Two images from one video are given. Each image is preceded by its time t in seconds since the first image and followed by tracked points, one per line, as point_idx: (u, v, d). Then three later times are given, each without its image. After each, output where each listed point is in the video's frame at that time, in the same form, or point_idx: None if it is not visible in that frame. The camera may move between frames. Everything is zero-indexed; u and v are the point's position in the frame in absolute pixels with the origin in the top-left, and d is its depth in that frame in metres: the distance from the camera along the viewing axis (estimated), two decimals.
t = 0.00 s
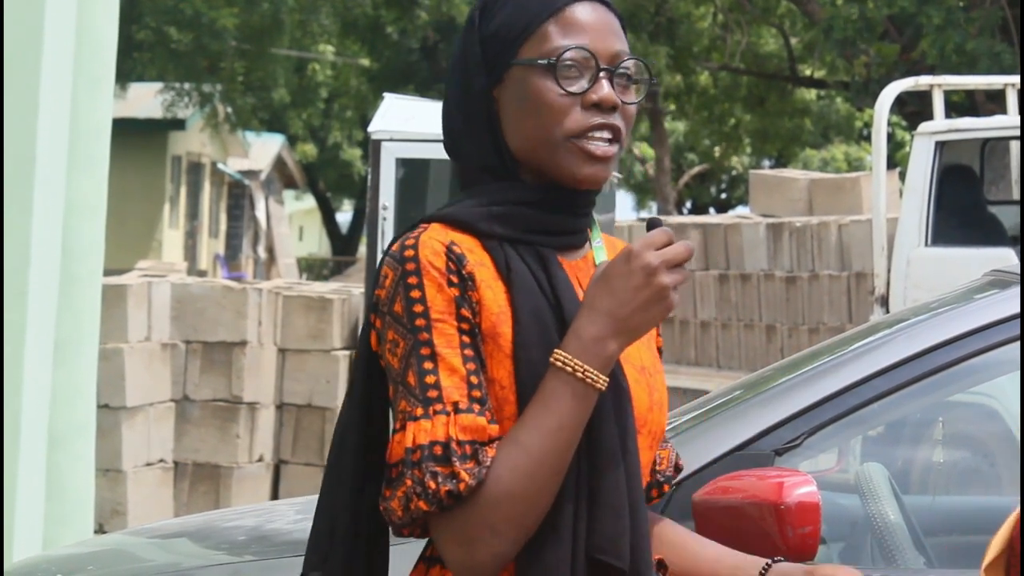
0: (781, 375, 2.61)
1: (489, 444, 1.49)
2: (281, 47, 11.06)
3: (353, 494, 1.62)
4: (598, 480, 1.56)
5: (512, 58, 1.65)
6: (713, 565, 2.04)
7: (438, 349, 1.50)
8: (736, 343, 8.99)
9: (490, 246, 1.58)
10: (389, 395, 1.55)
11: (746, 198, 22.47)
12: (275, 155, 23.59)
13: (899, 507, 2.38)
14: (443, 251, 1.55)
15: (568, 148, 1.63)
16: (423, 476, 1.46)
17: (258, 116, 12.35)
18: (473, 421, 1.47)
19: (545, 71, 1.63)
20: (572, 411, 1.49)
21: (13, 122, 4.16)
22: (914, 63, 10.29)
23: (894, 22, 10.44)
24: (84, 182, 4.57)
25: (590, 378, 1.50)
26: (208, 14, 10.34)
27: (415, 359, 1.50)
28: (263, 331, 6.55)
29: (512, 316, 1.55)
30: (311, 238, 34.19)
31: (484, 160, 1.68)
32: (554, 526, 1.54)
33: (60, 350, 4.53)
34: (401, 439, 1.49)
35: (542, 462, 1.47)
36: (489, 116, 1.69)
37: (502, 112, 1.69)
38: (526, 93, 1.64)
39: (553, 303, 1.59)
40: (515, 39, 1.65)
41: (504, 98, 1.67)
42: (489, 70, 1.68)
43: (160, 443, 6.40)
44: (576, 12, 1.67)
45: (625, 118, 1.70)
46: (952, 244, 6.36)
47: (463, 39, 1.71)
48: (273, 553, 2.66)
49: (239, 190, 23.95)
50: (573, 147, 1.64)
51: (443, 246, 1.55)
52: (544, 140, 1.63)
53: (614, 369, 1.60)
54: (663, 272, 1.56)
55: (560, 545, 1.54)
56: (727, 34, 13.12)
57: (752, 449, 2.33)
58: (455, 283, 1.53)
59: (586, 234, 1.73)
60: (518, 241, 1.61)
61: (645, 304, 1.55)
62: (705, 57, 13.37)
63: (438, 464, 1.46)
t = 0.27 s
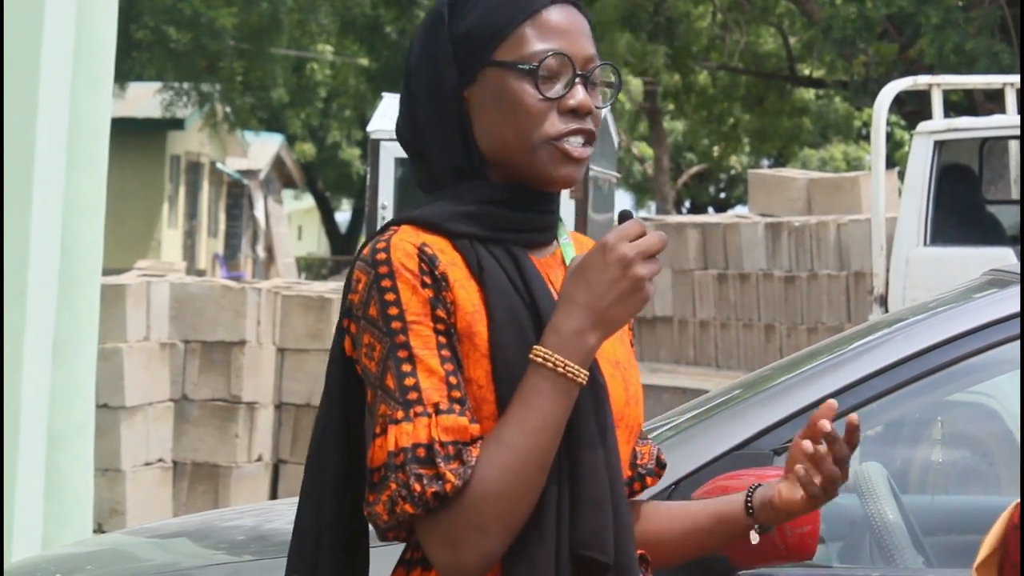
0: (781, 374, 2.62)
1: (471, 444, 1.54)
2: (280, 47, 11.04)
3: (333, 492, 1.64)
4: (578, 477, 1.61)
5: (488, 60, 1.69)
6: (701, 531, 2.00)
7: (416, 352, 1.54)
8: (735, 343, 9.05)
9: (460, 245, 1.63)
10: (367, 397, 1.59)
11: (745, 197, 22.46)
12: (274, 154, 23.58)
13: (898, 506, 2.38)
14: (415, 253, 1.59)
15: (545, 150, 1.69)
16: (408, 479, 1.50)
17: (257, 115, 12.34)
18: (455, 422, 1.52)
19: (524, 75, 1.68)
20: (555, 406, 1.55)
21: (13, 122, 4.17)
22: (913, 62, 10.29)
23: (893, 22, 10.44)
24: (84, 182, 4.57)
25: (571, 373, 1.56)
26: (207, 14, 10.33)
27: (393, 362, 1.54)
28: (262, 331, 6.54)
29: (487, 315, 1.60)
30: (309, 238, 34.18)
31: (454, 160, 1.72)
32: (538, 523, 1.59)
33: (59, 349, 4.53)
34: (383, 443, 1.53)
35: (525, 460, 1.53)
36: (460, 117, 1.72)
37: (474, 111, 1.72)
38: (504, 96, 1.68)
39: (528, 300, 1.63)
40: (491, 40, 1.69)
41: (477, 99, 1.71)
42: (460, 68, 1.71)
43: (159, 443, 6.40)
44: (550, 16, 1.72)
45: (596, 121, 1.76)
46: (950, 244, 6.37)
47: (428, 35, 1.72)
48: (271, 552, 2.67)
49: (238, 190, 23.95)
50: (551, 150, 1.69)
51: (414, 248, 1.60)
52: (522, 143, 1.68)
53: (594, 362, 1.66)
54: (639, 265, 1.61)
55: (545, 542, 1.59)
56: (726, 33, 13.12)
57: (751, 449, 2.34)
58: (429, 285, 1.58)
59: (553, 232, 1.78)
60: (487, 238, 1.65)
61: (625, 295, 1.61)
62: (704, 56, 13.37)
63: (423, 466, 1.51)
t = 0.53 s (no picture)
0: (780, 373, 2.63)
1: (466, 451, 1.54)
2: (279, 46, 11.04)
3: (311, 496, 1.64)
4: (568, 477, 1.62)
5: (473, 55, 1.69)
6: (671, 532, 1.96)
7: (404, 358, 1.55)
8: (734, 343, 9.08)
9: (438, 248, 1.63)
10: (354, 406, 1.59)
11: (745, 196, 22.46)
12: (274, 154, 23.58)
13: (898, 506, 2.39)
14: (397, 259, 1.59)
15: (533, 146, 1.71)
16: (407, 489, 1.50)
17: (257, 115, 12.34)
18: (447, 428, 1.53)
19: (512, 70, 1.69)
20: (549, 408, 1.57)
21: (13, 121, 4.17)
22: (913, 62, 10.29)
23: (892, 21, 10.44)
24: (85, 182, 4.57)
25: (562, 375, 1.58)
26: (207, 13, 10.33)
27: (382, 369, 1.55)
28: (261, 331, 6.54)
29: (471, 319, 1.61)
30: (309, 237, 34.19)
31: (430, 159, 1.70)
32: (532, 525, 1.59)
33: (59, 349, 4.53)
34: (376, 451, 1.53)
35: (519, 464, 1.55)
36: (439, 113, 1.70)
37: (452, 109, 1.71)
38: (491, 92, 1.69)
39: (506, 299, 1.65)
40: (473, 37, 1.69)
41: (462, 95, 1.70)
42: (438, 67, 1.70)
43: (158, 442, 6.40)
44: (525, 13, 1.74)
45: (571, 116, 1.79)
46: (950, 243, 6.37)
47: (401, 30, 1.70)
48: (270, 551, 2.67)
49: (238, 189, 23.97)
50: (538, 146, 1.72)
51: (396, 254, 1.60)
52: (511, 137, 1.70)
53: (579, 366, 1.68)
54: (625, 264, 1.64)
55: (543, 549, 1.59)
56: (726, 33, 13.12)
57: (750, 449, 2.33)
58: (412, 291, 1.58)
59: (518, 231, 1.78)
60: (464, 241, 1.66)
61: (610, 298, 1.64)
62: (704, 56, 13.38)
63: (419, 474, 1.51)
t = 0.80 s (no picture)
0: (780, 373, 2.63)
1: (479, 456, 1.58)
2: (279, 46, 11.03)
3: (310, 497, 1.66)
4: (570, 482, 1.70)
5: (468, 56, 1.74)
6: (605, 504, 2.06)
7: (414, 362, 1.57)
8: (733, 342, 9.07)
9: (437, 249, 1.67)
10: (360, 409, 1.60)
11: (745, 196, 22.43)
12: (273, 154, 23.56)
13: (897, 505, 2.38)
14: (406, 261, 1.62)
15: (527, 147, 1.78)
16: (424, 495, 1.53)
17: (256, 115, 12.32)
18: (458, 433, 1.56)
19: (509, 70, 1.76)
20: (556, 411, 1.63)
21: (13, 122, 4.17)
22: (912, 62, 10.28)
23: (892, 21, 10.43)
24: (85, 182, 4.57)
25: (571, 379, 1.65)
26: (206, 13, 10.33)
27: (393, 373, 1.57)
28: (261, 331, 6.54)
29: (474, 323, 1.66)
30: (308, 237, 34.15)
31: (422, 158, 1.75)
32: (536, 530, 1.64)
33: (58, 350, 4.53)
34: (388, 455, 1.55)
35: (529, 468, 1.60)
36: (433, 113, 1.75)
37: (447, 108, 1.77)
38: (489, 91, 1.75)
39: (507, 301, 1.70)
40: (471, 36, 1.75)
41: (458, 95, 1.75)
42: (433, 66, 1.75)
43: (158, 443, 6.40)
44: (516, 14, 1.80)
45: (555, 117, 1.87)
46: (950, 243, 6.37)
47: (395, 29, 1.74)
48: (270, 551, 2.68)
49: (237, 189, 23.95)
50: (530, 147, 1.78)
51: (404, 256, 1.63)
52: (505, 136, 1.76)
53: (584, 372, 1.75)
54: (631, 269, 1.71)
55: (544, 550, 1.64)
56: (726, 32, 13.11)
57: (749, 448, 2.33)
58: (421, 293, 1.62)
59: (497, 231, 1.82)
60: (460, 242, 1.71)
61: (616, 303, 1.71)
62: (704, 56, 13.37)
63: (435, 479, 1.54)
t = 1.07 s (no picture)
0: (781, 372, 2.64)
1: (500, 460, 1.59)
2: (279, 46, 11.03)
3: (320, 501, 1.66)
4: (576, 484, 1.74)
5: (470, 60, 1.76)
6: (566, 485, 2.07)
7: (435, 367, 1.58)
8: (734, 342, 9.04)
9: (442, 251, 1.69)
10: (377, 414, 1.59)
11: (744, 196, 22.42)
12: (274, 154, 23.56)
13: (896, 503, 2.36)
14: (422, 267, 1.63)
15: (525, 152, 1.81)
16: (455, 502, 1.53)
17: (256, 115, 12.32)
18: (480, 437, 1.58)
19: (511, 75, 1.78)
20: (569, 413, 1.66)
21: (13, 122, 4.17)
22: (911, 62, 10.27)
23: (892, 21, 10.43)
24: (83, 181, 4.56)
25: (581, 380, 1.69)
26: (206, 13, 10.36)
27: (415, 379, 1.57)
28: (261, 331, 6.54)
29: (483, 327, 1.67)
30: (308, 237, 34.22)
31: (421, 161, 1.75)
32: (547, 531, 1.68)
33: (58, 350, 4.52)
34: (413, 463, 1.55)
35: (547, 470, 1.62)
36: (436, 115, 1.76)
37: (449, 110, 1.77)
38: (492, 95, 1.77)
39: (509, 307, 1.73)
40: (473, 40, 1.77)
41: (460, 97, 1.76)
42: (436, 68, 1.76)
43: (158, 442, 6.40)
44: (513, 17, 1.83)
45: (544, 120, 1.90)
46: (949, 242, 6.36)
47: (397, 29, 1.74)
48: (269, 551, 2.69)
49: (237, 189, 23.99)
50: (528, 150, 1.81)
51: (419, 260, 1.64)
52: (506, 140, 1.78)
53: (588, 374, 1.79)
54: (634, 271, 1.76)
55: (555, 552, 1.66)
56: (725, 32, 13.11)
57: (751, 448, 2.34)
58: (438, 298, 1.63)
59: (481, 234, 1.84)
60: (461, 245, 1.73)
61: (622, 304, 1.76)
62: (704, 56, 13.38)
63: (464, 485, 1.55)
